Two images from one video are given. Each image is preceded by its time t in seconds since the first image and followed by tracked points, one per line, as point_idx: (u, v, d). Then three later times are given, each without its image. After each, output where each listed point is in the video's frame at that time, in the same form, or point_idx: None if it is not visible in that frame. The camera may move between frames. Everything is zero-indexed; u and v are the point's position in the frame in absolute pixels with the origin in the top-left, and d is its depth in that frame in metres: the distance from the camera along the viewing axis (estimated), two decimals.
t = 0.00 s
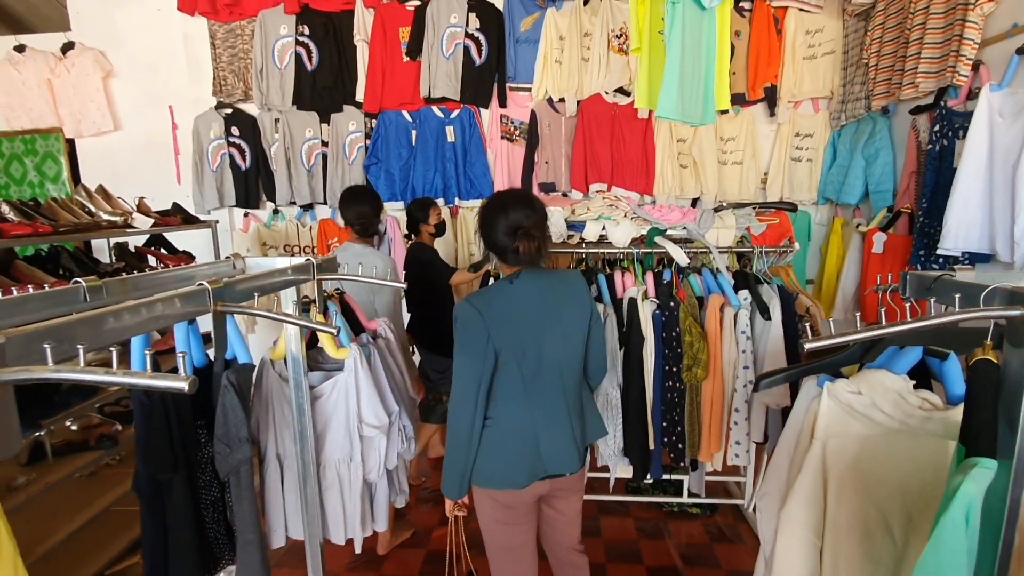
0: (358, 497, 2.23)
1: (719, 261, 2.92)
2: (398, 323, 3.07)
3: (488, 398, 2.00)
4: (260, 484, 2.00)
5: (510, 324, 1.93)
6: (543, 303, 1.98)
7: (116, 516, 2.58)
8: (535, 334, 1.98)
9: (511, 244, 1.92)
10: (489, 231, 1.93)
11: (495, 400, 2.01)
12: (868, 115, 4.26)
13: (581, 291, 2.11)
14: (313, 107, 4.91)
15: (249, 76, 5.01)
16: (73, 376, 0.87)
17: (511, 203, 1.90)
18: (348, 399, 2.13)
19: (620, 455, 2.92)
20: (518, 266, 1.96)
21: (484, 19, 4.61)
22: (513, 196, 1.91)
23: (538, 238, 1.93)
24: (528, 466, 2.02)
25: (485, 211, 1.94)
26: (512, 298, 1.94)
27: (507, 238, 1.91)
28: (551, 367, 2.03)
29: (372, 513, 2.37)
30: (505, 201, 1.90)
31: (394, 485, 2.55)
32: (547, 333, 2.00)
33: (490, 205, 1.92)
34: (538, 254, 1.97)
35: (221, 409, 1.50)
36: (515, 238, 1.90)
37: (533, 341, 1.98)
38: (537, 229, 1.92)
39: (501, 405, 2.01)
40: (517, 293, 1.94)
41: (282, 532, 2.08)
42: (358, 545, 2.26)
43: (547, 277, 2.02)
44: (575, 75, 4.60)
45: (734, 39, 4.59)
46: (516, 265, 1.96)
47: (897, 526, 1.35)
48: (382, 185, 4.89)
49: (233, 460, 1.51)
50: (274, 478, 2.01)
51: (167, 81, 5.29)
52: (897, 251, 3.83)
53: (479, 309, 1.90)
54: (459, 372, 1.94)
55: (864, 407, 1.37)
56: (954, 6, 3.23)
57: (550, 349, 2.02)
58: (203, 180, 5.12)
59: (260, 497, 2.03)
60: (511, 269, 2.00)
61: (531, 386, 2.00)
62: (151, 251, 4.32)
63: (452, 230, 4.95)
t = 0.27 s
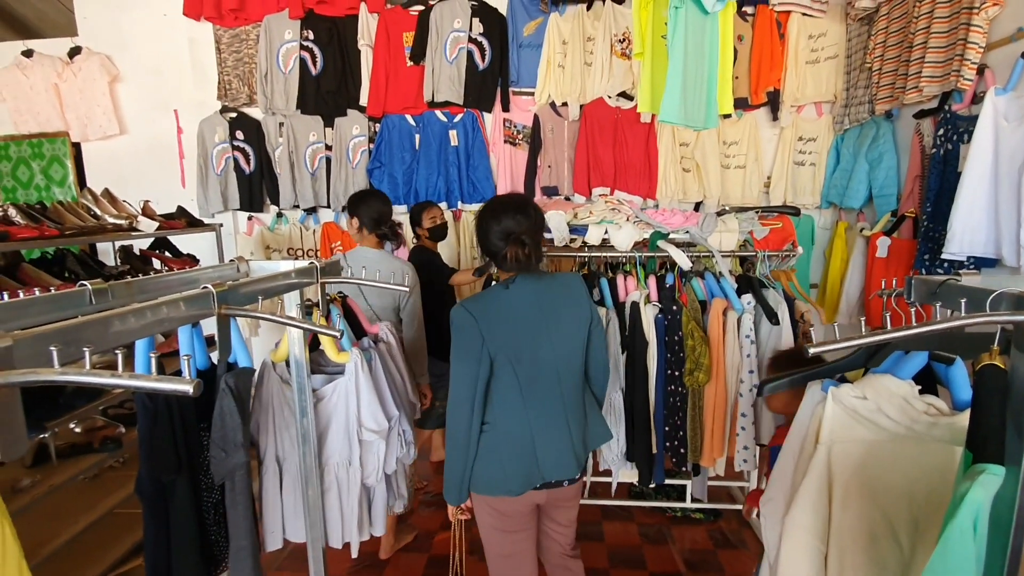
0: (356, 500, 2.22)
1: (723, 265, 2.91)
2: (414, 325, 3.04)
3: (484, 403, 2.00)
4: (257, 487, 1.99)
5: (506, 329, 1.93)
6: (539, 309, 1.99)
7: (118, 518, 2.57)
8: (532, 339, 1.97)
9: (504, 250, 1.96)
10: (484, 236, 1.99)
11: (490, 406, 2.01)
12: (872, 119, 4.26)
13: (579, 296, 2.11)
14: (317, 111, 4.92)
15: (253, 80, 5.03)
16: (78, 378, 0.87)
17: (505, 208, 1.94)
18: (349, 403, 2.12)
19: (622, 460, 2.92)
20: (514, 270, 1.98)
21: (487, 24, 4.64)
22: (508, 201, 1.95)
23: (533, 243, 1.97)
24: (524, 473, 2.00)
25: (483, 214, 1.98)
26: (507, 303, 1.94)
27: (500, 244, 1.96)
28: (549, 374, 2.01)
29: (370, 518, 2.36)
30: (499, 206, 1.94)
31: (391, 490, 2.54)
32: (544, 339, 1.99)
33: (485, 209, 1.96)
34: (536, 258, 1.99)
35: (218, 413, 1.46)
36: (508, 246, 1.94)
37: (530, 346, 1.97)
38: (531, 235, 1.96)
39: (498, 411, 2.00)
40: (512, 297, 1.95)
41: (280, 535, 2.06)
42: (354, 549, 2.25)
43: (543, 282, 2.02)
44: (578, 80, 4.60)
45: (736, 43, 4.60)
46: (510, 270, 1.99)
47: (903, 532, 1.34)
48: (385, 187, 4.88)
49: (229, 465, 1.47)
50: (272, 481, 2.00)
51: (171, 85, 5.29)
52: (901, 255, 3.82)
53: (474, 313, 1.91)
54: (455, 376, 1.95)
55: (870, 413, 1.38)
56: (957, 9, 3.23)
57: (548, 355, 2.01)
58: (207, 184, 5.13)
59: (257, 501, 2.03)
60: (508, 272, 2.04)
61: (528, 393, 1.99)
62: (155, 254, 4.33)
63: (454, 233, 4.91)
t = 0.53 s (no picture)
0: (360, 503, 2.22)
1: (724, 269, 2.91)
2: (422, 327, 3.02)
3: (480, 407, 2.01)
4: (262, 490, 2.04)
5: (501, 334, 1.94)
6: (534, 314, 2.00)
7: (118, 522, 2.58)
8: (528, 343, 1.98)
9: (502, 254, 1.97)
10: (483, 239, 2.00)
11: (485, 411, 2.01)
12: (874, 124, 4.26)
13: (576, 301, 2.13)
14: (319, 115, 4.93)
15: (256, 84, 5.04)
16: (81, 381, 0.87)
17: (503, 212, 1.95)
18: (352, 405, 2.12)
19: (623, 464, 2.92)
20: (512, 274, 1.99)
21: (489, 28, 4.65)
22: (506, 205, 1.96)
23: (532, 247, 1.98)
24: (519, 480, 2.01)
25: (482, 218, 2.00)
26: (502, 308, 1.96)
27: (498, 247, 1.97)
28: (545, 379, 2.01)
29: (375, 521, 2.37)
30: (498, 210, 1.95)
31: (397, 493, 2.55)
32: (540, 343, 2.00)
33: (484, 213, 1.97)
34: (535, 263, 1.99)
35: (214, 417, 1.46)
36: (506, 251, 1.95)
37: (526, 351, 1.98)
38: (529, 239, 1.97)
39: (494, 415, 2.01)
40: (508, 302, 1.96)
41: (284, 538, 2.07)
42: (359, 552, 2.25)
43: (540, 287, 2.04)
44: (580, 84, 4.60)
45: (737, 48, 4.59)
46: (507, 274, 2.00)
47: (906, 538, 1.34)
48: (387, 191, 4.89)
49: (222, 469, 1.47)
50: (275, 483, 2.02)
51: (175, 89, 5.31)
52: (903, 260, 3.82)
53: (469, 318, 1.92)
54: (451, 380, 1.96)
55: (873, 418, 1.37)
56: (959, 14, 3.23)
57: (544, 360, 2.01)
58: (209, 187, 5.13)
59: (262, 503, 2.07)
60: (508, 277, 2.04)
61: (524, 397, 1.99)
62: (157, 257, 4.34)
63: (456, 236, 4.91)
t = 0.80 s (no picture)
0: (368, 503, 2.23)
1: (725, 272, 2.90)
2: (419, 327, 3.02)
3: (473, 411, 2.00)
4: (269, 492, 2.05)
5: (493, 337, 1.94)
6: (528, 318, 1.99)
7: (117, 523, 2.59)
8: (521, 347, 1.98)
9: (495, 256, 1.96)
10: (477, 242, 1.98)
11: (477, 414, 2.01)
12: (874, 127, 4.26)
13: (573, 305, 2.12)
14: (320, 117, 4.93)
15: (258, 86, 5.04)
16: (81, 381, 0.86)
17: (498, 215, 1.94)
18: (354, 407, 2.12)
19: (623, 467, 2.92)
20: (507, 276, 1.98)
21: (490, 31, 4.65)
22: (503, 209, 1.95)
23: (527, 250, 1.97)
24: (511, 483, 2.00)
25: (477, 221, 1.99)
26: (496, 312, 1.96)
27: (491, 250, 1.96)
28: (537, 384, 2.01)
29: (383, 521, 2.38)
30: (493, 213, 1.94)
31: (404, 494, 2.55)
32: (534, 348, 2.00)
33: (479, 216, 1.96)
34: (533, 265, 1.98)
35: (210, 418, 1.46)
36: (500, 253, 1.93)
37: (519, 355, 1.98)
38: (525, 242, 1.96)
39: (486, 419, 2.00)
40: (501, 306, 1.96)
41: (292, 541, 2.08)
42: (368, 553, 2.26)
43: (534, 292, 2.03)
44: (580, 87, 4.60)
45: (738, 52, 4.60)
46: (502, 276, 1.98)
47: (908, 541, 1.35)
48: (387, 193, 4.89)
49: (218, 471, 1.45)
50: (281, 484, 2.03)
51: (177, 91, 5.32)
52: (903, 263, 3.82)
53: (462, 322, 1.92)
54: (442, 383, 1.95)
55: (874, 420, 1.36)
56: (959, 17, 3.24)
57: (538, 364, 2.01)
58: (210, 189, 5.14)
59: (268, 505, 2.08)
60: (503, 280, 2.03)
61: (516, 401, 1.99)
62: (158, 259, 4.34)
63: (456, 238, 4.91)
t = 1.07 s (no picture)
0: None
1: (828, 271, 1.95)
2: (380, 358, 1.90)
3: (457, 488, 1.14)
4: None
5: (489, 358, 1.09)
6: (549, 324, 1.14)
7: None
8: (537, 373, 1.12)
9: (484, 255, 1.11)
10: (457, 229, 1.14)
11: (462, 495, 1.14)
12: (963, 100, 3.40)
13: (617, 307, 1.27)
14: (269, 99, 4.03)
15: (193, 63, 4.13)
16: None
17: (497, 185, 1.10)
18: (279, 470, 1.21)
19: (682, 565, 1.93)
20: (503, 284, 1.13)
21: None
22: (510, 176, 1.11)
23: (537, 250, 1.11)
24: None
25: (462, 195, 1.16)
26: (496, 318, 1.10)
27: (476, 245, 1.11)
28: (560, 438, 1.15)
29: None
30: (490, 180, 1.10)
31: None
32: (560, 375, 1.14)
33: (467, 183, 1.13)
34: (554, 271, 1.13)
35: None
36: (494, 249, 1.08)
37: (533, 388, 1.12)
38: (538, 238, 1.11)
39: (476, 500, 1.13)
40: (506, 306, 1.11)
41: None
42: None
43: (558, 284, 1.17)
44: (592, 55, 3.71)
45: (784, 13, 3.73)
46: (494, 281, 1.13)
47: None
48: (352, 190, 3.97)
49: None
50: None
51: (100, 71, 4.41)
52: None
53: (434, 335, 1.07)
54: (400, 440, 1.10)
55: None
56: None
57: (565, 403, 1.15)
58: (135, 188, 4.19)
59: None
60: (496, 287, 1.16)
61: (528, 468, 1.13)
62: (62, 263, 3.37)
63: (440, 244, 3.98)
